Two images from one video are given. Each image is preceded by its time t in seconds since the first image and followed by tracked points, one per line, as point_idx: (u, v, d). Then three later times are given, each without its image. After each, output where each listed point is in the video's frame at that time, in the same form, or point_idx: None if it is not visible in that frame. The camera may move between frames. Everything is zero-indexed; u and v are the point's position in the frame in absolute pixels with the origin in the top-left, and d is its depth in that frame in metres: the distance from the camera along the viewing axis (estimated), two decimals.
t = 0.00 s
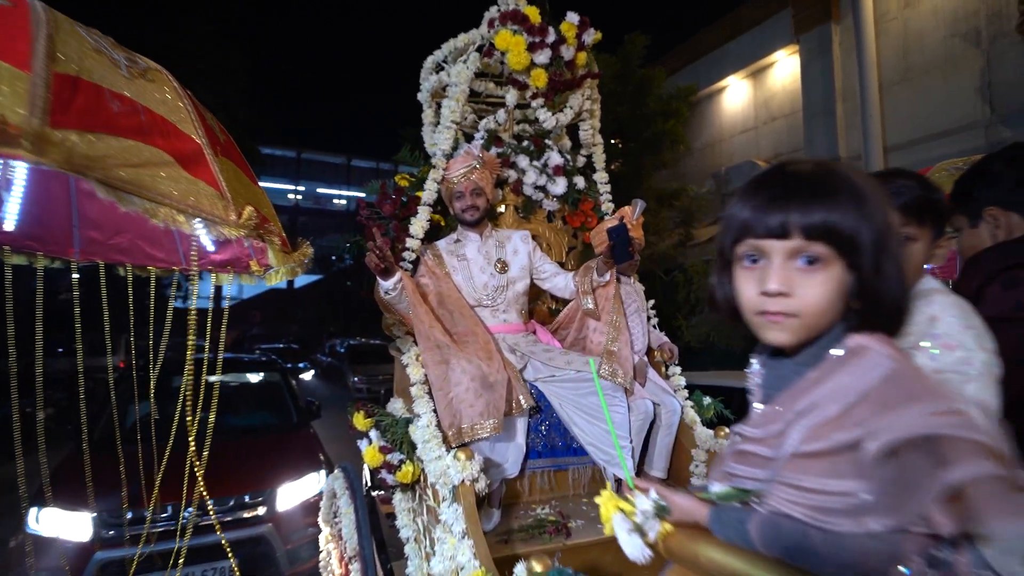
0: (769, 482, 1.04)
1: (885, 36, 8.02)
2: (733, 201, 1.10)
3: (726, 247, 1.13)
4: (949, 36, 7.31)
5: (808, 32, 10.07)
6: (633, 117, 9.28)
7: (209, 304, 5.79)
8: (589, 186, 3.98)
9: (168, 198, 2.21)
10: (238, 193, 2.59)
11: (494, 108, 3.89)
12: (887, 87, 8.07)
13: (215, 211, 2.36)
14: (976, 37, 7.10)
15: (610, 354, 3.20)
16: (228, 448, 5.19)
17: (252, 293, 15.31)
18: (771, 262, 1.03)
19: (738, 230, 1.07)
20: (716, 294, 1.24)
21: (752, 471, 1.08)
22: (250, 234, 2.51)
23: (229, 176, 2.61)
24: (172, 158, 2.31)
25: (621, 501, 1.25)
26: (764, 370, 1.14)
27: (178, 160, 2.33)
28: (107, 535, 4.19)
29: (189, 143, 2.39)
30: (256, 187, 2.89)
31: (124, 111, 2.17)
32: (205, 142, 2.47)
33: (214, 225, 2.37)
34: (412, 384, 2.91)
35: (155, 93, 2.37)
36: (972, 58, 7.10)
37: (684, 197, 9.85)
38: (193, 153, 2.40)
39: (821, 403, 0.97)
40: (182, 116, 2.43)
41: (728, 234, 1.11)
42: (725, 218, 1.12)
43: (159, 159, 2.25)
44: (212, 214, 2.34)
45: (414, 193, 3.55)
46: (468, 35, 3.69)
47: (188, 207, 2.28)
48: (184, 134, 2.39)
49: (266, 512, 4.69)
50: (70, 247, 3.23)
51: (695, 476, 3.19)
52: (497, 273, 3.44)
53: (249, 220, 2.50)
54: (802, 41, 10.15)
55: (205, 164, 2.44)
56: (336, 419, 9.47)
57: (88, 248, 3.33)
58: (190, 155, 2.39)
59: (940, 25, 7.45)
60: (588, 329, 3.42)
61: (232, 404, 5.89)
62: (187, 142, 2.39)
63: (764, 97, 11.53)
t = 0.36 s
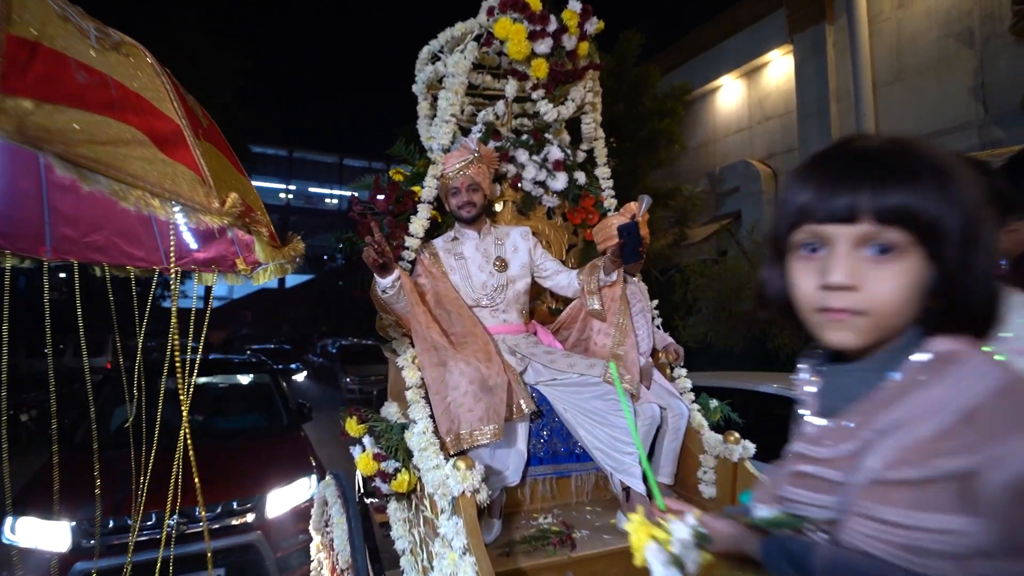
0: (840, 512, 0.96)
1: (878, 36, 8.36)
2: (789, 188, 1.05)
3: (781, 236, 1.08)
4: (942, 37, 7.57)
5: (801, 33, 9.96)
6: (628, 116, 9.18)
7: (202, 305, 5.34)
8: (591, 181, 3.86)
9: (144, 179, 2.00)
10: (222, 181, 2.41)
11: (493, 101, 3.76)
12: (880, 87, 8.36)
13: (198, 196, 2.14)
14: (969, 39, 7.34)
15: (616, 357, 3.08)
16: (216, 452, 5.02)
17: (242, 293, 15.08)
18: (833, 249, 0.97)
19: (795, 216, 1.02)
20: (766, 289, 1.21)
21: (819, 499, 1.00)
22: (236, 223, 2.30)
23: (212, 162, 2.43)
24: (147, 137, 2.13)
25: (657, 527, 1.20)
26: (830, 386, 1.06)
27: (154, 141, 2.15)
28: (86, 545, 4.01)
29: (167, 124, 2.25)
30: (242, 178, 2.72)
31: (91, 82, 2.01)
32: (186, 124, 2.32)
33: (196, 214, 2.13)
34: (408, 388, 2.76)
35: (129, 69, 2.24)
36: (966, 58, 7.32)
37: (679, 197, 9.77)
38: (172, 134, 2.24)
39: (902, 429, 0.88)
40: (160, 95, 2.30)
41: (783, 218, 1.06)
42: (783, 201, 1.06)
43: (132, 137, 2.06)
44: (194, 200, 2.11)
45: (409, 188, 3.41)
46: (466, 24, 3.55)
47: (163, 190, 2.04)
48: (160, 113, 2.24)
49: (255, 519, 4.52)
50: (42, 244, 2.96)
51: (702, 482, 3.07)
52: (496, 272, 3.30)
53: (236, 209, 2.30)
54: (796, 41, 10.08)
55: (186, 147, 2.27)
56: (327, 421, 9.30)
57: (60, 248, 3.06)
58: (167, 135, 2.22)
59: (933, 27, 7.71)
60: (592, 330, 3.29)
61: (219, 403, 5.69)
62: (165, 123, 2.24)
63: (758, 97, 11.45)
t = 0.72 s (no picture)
0: (935, 548, 0.91)
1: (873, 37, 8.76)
2: (860, 161, 1.01)
3: (847, 222, 1.04)
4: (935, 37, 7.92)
5: (796, 33, 10.08)
6: (622, 115, 9.06)
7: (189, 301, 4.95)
8: (591, 176, 3.73)
9: (98, 154, 1.83)
10: (197, 162, 2.19)
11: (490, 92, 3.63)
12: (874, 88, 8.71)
13: (159, 174, 1.93)
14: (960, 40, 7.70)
15: (621, 358, 2.95)
16: (202, 455, 4.85)
17: (230, 291, 14.81)
18: (917, 232, 0.92)
19: (871, 194, 0.98)
20: (826, 277, 1.17)
21: (901, 527, 0.94)
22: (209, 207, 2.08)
23: (185, 142, 2.21)
24: (106, 108, 1.93)
25: (696, 563, 1.20)
26: (903, 403, 0.97)
27: (115, 113, 1.95)
28: (63, 554, 3.85)
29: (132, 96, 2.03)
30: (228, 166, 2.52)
31: (40, 44, 1.87)
32: (156, 98, 2.10)
33: (162, 196, 1.94)
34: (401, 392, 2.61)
35: (91, 36, 2.08)
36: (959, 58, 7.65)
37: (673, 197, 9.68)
38: (138, 108, 2.02)
39: (1018, 464, 0.83)
40: (126, 64, 2.09)
41: (852, 200, 1.03)
42: (851, 180, 1.02)
43: (87, 106, 1.88)
44: (154, 178, 1.91)
45: (402, 181, 3.27)
46: (464, 11, 3.43)
47: (119, 165, 1.85)
48: (124, 81, 2.03)
49: (241, 526, 4.36)
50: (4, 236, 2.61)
51: (709, 488, 2.97)
52: (494, 269, 3.16)
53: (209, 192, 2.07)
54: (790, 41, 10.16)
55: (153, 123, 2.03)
56: (315, 423, 9.13)
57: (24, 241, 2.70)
58: (132, 107, 2.01)
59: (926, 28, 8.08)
60: (594, 330, 3.16)
61: (205, 408, 5.54)
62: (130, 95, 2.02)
63: (751, 97, 11.38)
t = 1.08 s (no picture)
0: None
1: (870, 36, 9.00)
2: (971, 125, 0.97)
3: (949, 197, 1.00)
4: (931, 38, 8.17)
5: (793, 32, 10.09)
6: (620, 113, 8.95)
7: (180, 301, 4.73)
8: (595, 170, 3.62)
9: (31, 122, 1.34)
10: (163, 133, 1.64)
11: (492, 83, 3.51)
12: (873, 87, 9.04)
13: (113, 151, 1.43)
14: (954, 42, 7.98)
15: (629, 358, 2.82)
16: (192, 460, 4.68)
17: (225, 291, 14.59)
18: None
19: (985, 164, 0.94)
20: (917, 263, 1.10)
21: None
22: (178, 191, 1.58)
23: (150, 109, 1.66)
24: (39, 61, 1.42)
25: None
26: (1014, 420, 0.90)
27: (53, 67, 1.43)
28: (47, 564, 3.69)
29: (77, 45, 1.51)
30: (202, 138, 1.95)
31: None
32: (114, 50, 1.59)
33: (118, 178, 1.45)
34: (400, 396, 2.47)
35: None
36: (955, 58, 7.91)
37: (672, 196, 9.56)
38: (87, 62, 1.50)
39: None
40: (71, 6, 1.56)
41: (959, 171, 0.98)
42: (956, 146, 0.99)
43: (15, 61, 1.38)
44: (107, 154, 1.42)
45: (400, 175, 3.12)
46: None
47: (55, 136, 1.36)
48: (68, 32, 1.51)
49: (233, 533, 4.20)
50: None
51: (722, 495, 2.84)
52: (496, 267, 3.02)
53: (181, 173, 1.57)
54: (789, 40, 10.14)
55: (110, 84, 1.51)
56: (308, 425, 8.96)
57: None
58: (81, 64, 1.48)
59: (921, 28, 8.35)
60: (600, 331, 3.02)
61: (197, 410, 5.37)
62: (73, 44, 1.50)
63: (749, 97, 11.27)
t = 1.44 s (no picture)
0: None
1: (866, 36, 9.05)
2: None
3: None
4: (928, 37, 8.28)
5: (788, 31, 10.05)
6: (616, 112, 8.80)
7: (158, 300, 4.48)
8: (597, 165, 3.52)
9: None
10: (119, 104, 1.52)
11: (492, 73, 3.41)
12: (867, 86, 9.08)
13: (50, 118, 1.33)
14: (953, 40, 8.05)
15: (633, 359, 2.69)
16: (177, 464, 4.51)
17: (215, 291, 14.35)
18: None
19: None
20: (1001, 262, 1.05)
21: None
22: (125, 162, 1.46)
23: (102, 76, 1.52)
24: None
25: None
26: None
27: None
28: None
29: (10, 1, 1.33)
30: (173, 116, 1.80)
31: None
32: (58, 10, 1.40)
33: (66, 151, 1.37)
34: (395, 402, 2.32)
35: None
36: (952, 58, 8.00)
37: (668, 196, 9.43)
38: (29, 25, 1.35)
39: None
40: None
41: None
42: None
43: None
44: (52, 129, 1.33)
45: (395, 168, 2.98)
46: None
47: None
48: None
49: (219, 542, 4.04)
50: None
51: (731, 504, 2.72)
52: (494, 265, 2.89)
53: (128, 143, 1.47)
54: (783, 39, 10.11)
55: (52, 46, 1.38)
56: (299, 429, 8.78)
57: None
58: (25, 26, 1.35)
59: (918, 27, 8.45)
60: (604, 332, 2.89)
61: (184, 413, 5.15)
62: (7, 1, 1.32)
63: (743, 96, 11.20)
